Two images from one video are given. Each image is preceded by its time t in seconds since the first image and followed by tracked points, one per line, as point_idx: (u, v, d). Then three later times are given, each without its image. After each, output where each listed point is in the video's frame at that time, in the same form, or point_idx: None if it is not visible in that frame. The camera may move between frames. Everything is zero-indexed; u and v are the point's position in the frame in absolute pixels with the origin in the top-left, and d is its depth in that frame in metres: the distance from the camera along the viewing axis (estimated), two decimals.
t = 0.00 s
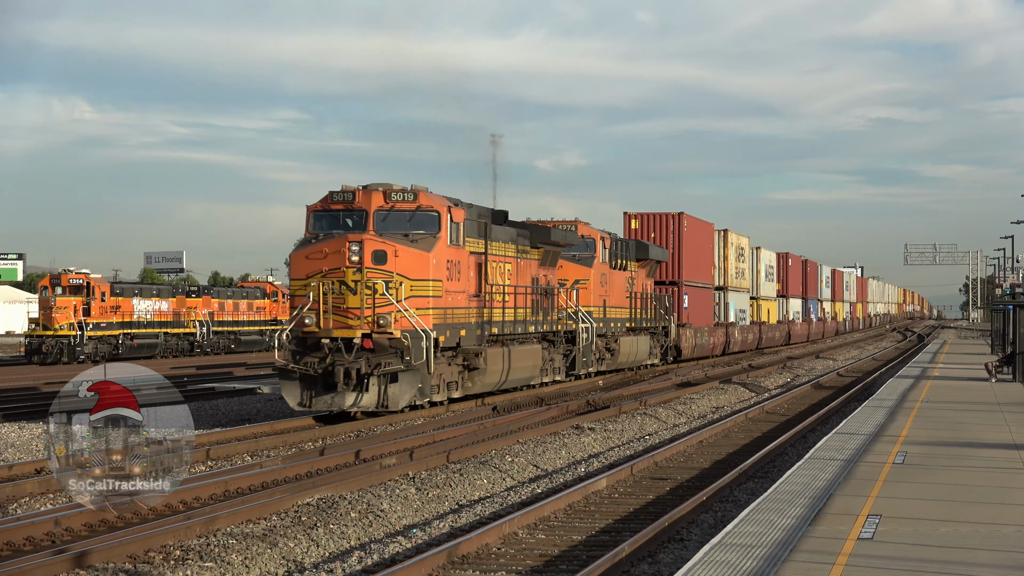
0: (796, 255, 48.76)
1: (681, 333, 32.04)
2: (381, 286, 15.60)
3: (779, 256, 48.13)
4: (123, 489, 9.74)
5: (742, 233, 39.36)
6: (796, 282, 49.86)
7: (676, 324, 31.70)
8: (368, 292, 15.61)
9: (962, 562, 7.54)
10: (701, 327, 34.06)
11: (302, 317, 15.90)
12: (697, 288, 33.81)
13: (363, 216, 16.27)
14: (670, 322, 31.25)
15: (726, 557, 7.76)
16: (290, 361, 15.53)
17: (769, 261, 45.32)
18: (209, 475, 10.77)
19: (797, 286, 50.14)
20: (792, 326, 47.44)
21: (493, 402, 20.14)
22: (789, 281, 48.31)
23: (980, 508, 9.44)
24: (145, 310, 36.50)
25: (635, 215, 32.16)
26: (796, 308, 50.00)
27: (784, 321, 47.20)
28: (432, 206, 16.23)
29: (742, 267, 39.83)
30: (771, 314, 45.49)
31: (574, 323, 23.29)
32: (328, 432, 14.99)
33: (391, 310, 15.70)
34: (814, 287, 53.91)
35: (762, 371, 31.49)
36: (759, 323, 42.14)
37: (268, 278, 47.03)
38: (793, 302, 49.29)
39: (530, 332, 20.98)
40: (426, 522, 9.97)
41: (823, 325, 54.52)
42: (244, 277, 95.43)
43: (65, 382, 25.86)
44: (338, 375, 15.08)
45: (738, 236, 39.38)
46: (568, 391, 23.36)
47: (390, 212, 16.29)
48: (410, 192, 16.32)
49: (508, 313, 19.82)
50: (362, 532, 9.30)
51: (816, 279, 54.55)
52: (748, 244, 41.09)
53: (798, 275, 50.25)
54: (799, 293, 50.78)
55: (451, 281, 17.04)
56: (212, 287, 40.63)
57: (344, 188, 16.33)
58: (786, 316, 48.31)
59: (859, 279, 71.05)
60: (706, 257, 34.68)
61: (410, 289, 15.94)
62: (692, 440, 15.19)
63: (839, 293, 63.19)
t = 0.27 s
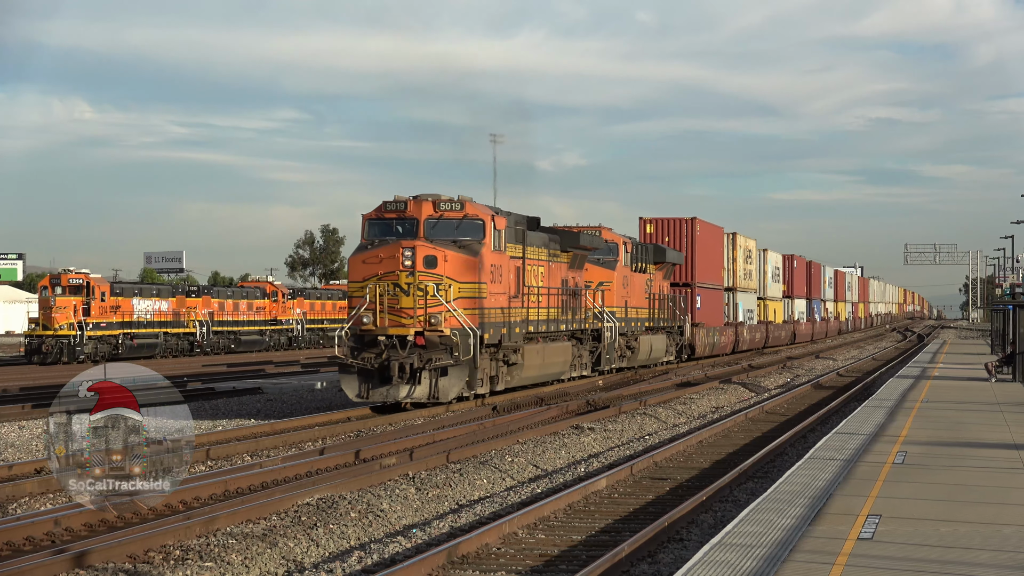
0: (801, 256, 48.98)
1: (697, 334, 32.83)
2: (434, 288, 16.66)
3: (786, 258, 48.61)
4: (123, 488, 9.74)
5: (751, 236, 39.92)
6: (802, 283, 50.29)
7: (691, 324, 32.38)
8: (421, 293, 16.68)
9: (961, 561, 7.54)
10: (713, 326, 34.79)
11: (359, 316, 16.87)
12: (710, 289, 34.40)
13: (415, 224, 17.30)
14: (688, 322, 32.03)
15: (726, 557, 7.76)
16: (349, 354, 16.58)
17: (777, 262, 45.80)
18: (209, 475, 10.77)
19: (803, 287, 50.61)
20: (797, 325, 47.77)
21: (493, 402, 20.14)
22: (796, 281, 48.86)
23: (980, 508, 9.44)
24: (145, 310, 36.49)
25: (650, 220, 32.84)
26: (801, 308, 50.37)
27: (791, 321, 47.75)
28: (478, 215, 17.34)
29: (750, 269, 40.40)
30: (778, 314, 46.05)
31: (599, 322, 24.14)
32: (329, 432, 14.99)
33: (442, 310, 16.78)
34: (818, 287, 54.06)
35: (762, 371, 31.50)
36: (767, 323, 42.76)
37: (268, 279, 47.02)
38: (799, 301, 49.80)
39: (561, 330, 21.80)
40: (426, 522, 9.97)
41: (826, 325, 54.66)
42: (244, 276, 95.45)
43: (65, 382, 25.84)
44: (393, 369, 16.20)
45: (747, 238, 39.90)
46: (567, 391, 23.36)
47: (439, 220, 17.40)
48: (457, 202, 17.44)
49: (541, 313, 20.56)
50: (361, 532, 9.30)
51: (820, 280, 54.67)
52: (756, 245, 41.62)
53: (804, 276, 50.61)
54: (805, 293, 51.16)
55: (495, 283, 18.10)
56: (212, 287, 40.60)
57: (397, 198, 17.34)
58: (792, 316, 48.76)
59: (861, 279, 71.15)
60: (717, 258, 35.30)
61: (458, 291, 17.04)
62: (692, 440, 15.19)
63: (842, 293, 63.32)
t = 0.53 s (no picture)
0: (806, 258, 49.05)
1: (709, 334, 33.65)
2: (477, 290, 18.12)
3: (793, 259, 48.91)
4: (123, 488, 9.73)
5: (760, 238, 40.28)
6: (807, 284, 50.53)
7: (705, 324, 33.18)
8: (464, 295, 18.17)
9: (962, 561, 7.54)
10: (725, 326, 35.46)
11: (409, 315, 18.60)
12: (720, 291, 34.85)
13: (458, 231, 18.72)
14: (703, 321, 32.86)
15: (727, 557, 7.76)
16: (399, 351, 18.24)
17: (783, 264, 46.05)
18: (209, 475, 10.76)
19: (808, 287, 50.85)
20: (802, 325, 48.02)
21: (493, 402, 20.12)
22: (802, 282, 49.18)
23: (980, 508, 9.44)
24: (145, 310, 36.48)
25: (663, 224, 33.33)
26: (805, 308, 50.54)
27: (797, 321, 48.08)
28: (516, 222, 18.59)
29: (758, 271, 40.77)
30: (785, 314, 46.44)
31: (622, 322, 25.20)
32: (329, 432, 14.97)
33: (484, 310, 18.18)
34: (822, 288, 54.14)
35: (762, 370, 31.48)
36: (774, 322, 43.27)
37: (268, 279, 47.02)
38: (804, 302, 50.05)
39: (588, 329, 22.92)
40: (426, 522, 9.96)
41: (829, 326, 54.71)
42: (245, 276, 95.38)
43: (64, 382, 25.82)
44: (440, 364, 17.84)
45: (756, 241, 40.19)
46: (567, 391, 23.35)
47: (482, 227, 18.77)
48: (498, 210, 18.73)
49: (570, 313, 21.71)
50: (361, 532, 9.30)
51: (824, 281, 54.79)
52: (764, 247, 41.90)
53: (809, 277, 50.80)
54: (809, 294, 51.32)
55: (532, 286, 19.36)
56: (212, 286, 40.62)
57: (443, 207, 18.88)
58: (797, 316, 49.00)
59: (863, 280, 71.18)
60: (728, 260, 35.77)
61: (499, 292, 18.36)
62: (692, 440, 15.17)
63: (845, 294, 63.35)
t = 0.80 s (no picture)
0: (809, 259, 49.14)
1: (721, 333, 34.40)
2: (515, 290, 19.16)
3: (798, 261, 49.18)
4: (123, 489, 9.73)
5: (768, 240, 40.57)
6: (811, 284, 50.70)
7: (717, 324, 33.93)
8: (503, 295, 19.21)
9: (962, 561, 7.54)
10: (735, 325, 36.10)
11: (452, 314, 19.66)
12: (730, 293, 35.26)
13: (496, 236, 19.81)
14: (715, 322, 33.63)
15: (727, 557, 7.76)
16: (441, 347, 19.28)
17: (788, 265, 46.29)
18: (208, 475, 10.77)
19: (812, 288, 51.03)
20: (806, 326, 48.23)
21: (493, 402, 20.13)
22: (807, 283, 49.48)
23: (980, 508, 9.43)
24: (145, 310, 36.48)
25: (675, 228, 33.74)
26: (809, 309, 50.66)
27: (802, 321, 48.39)
28: (551, 228, 19.70)
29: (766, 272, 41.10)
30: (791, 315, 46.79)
31: (642, 322, 26.19)
32: (329, 432, 14.98)
33: (521, 310, 19.22)
34: (825, 288, 54.23)
35: (762, 370, 31.49)
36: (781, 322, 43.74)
37: (268, 279, 47.04)
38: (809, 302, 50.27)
39: (611, 328, 23.99)
40: (426, 522, 9.97)
41: (830, 326, 54.77)
42: (246, 276, 95.33)
43: (64, 382, 25.81)
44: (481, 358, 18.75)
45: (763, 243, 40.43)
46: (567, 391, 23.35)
47: (518, 233, 19.90)
48: (533, 218, 19.82)
49: (595, 313, 22.77)
50: (361, 532, 9.30)
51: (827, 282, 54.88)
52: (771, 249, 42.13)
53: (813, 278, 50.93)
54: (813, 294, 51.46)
55: (563, 287, 20.47)
56: (212, 287, 40.63)
57: (481, 214, 20.02)
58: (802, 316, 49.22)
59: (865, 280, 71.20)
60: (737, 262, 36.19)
61: (535, 294, 19.40)
62: (692, 440, 15.17)
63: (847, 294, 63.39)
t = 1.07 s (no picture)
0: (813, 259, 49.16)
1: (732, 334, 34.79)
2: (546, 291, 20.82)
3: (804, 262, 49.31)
4: (123, 489, 9.73)
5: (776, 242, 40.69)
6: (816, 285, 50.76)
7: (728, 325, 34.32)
8: (536, 295, 20.87)
9: (962, 561, 7.54)
10: (745, 325, 36.45)
11: (488, 313, 21.47)
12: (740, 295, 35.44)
13: (528, 241, 21.43)
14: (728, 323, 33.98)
15: (726, 557, 7.76)
16: (479, 343, 21.09)
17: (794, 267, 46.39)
18: (208, 475, 10.77)
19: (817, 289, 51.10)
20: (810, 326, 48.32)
21: (493, 402, 20.14)
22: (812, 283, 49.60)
23: (980, 508, 9.43)
24: (145, 310, 36.48)
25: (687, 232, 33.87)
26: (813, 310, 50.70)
27: (807, 321, 48.55)
28: (579, 233, 21.16)
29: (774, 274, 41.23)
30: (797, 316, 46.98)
31: (660, 321, 27.00)
32: (329, 432, 14.98)
33: (552, 309, 20.84)
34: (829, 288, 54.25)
35: (762, 370, 31.50)
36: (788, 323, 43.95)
37: (268, 279, 47.03)
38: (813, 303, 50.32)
39: (633, 326, 24.98)
40: (426, 522, 9.97)
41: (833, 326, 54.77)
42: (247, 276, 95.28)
43: (64, 382, 25.79)
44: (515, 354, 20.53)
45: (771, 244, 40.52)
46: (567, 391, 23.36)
47: (549, 238, 21.49)
48: (563, 223, 21.40)
49: (620, 313, 23.95)
50: (361, 532, 9.30)
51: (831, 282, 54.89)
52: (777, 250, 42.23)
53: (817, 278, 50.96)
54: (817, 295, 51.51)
55: (590, 288, 21.92)
56: (212, 287, 40.63)
57: (514, 220, 21.59)
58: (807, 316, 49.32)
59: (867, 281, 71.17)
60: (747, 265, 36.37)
61: (564, 294, 20.99)
62: (692, 440, 15.18)
63: (850, 294, 63.39)
